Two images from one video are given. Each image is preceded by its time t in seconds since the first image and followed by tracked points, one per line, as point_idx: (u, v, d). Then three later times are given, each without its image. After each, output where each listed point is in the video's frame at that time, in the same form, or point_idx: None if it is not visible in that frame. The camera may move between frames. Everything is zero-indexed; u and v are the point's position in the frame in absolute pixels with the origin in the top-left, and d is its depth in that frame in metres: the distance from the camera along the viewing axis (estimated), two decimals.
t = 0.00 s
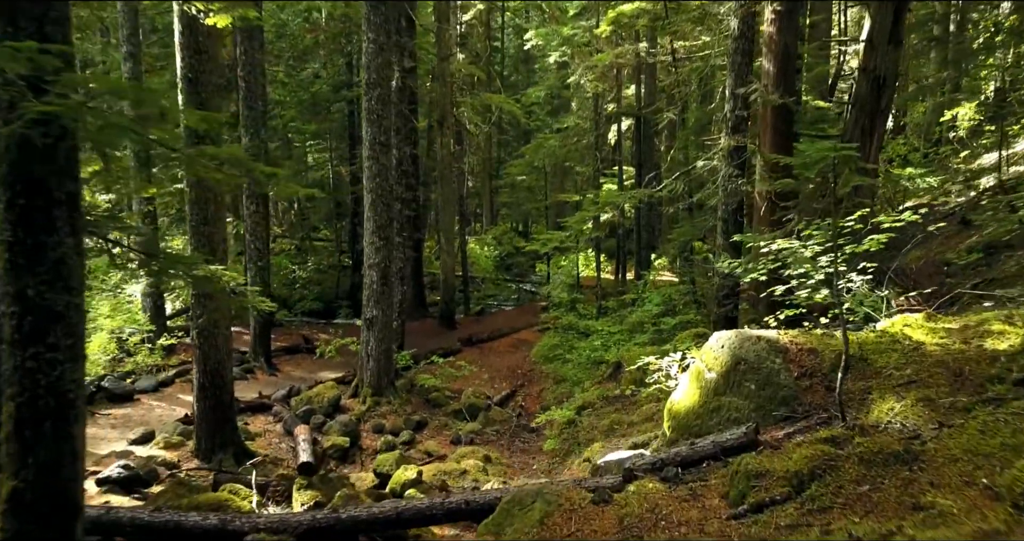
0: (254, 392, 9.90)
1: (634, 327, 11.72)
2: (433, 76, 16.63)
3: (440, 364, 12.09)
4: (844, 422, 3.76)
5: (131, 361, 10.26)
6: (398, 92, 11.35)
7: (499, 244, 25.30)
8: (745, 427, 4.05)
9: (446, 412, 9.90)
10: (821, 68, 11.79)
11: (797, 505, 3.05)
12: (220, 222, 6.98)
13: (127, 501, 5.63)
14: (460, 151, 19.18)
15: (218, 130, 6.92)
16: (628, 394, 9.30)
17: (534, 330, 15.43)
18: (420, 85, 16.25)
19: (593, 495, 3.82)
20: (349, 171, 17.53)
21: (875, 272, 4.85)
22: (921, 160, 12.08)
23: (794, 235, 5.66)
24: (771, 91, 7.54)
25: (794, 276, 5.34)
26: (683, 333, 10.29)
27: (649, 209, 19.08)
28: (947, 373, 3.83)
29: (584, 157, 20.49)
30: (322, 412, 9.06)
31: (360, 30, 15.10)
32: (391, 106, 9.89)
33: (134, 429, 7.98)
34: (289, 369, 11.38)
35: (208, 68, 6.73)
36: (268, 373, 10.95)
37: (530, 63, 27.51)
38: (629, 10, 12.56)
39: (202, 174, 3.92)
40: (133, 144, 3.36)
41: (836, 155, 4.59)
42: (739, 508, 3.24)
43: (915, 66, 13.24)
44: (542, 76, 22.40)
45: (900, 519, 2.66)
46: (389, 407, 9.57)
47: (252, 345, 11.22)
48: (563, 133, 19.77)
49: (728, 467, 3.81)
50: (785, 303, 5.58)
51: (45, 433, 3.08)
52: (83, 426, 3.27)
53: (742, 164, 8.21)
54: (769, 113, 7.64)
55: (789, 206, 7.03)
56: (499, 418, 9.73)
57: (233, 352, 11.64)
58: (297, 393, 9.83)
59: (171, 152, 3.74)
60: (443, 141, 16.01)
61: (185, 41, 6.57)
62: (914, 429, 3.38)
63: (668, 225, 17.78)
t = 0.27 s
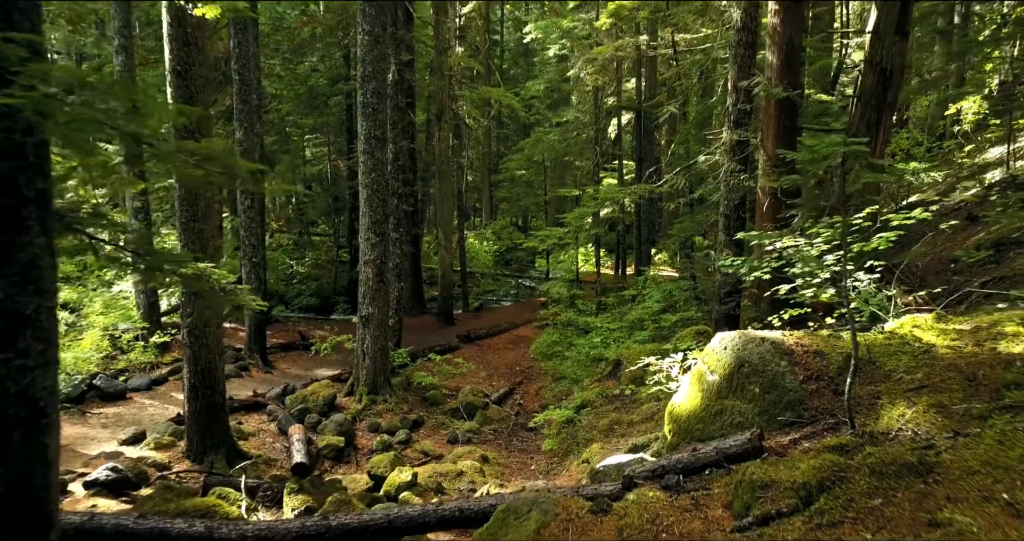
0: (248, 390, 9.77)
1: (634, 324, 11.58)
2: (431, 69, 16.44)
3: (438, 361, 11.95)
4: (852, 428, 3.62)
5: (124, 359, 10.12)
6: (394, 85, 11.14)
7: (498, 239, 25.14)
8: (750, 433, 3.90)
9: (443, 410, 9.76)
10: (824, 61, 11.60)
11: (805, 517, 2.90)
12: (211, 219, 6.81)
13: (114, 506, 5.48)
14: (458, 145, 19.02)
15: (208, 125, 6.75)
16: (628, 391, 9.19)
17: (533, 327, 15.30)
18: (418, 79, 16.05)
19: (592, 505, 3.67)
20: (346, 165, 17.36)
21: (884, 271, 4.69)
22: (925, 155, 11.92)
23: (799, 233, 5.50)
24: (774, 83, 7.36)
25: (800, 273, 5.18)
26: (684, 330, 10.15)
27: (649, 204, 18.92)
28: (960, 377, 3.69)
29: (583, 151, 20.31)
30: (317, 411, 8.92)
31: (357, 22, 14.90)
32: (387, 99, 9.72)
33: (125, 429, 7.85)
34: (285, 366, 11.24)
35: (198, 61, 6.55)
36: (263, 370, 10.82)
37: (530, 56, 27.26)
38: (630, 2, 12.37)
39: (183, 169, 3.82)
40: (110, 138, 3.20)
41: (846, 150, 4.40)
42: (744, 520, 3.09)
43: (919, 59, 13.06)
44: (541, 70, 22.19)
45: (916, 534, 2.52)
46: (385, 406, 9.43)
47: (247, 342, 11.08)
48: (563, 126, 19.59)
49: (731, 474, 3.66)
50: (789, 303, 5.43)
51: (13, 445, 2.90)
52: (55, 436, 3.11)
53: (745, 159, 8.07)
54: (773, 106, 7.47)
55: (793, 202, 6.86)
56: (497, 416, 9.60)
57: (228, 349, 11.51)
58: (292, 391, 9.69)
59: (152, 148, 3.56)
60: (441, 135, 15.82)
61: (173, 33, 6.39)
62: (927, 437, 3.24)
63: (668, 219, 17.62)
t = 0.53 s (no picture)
0: (242, 389, 9.63)
1: (634, 321, 11.42)
2: (429, 63, 16.23)
3: (435, 359, 11.81)
4: (861, 436, 3.47)
5: (116, 357, 10.00)
6: (391, 78, 10.96)
7: (497, 234, 24.96)
8: (755, 440, 3.75)
9: (440, 410, 9.60)
10: (827, 54, 11.40)
11: (814, 532, 2.75)
12: (201, 216, 6.65)
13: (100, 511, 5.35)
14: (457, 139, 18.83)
15: (198, 119, 6.58)
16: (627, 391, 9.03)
17: (531, 323, 15.15)
18: (415, 73, 15.86)
19: (590, 515, 3.51)
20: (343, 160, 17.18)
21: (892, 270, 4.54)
22: (930, 150, 11.73)
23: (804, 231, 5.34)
24: (778, 76, 7.18)
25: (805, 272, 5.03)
26: (684, 328, 9.99)
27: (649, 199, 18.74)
28: (973, 383, 3.54)
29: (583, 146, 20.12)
30: (311, 411, 8.78)
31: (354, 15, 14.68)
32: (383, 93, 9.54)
33: (116, 430, 7.72)
34: (280, 365, 11.10)
35: (187, 52, 6.38)
36: (258, 368, 10.68)
37: (530, 50, 27.04)
38: None
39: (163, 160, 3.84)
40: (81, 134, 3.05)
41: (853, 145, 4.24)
42: (749, 535, 2.94)
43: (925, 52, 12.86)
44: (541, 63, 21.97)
45: None
46: (381, 405, 9.29)
47: (242, 340, 10.94)
48: (562, 121, 19.38)
49: (736, 483, 3.51)
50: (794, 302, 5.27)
51: None
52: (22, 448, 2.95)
53: (747, 154, 7.91)
54: (776, 100, 7.30)
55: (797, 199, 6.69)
56: (495, 415, 9.45)
57: (223, 347, 11.38)
58: (286, 390, 9.55)
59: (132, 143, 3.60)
60: (439, 130, 15.64)
61: (161, 24, 6.21)
62: (941, 447, 3.08)
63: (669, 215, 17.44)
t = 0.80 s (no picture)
0: (235, 388, 9.48)
1: (635, 319, 11.25)
2: (427, 56, 16.01)
3: (433, 356, 11.64)
4: (874, 447, 3.29)
5: (108, 356, 9.89)
6: (387, 71, 10.75)
7: (497, 228, 24.76)
8: (761, 451, 3.58)
9: (437, 409, 9.44)
10: (833, 46, 11.17)
11: None
12: (189, 213, 6.48)
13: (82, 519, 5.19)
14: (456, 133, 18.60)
15: (185, 113, 6.40)
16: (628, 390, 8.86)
17: (531, 320, 14.99)
18: (413, 66, 15.65)
19: (588, 528, 3.31)
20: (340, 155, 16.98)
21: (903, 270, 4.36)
22: (938, 144, 11.51)
23: (810, 230, 5.14)
24: (782, 69, 6.98)
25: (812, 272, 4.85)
26: (686, 326, 9.82)
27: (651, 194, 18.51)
28: (990, 392, 3.37)
29: (583, 140, 19.91)
30: (306, 411, 8.61)
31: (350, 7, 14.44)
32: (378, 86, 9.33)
33: (104, 431, 7.60)
34: (276, 363, 10.94)
35: (173, 44, 6.19)
36: (253, 367, 10.53)
37: (530, 43, 26.80)
38: None
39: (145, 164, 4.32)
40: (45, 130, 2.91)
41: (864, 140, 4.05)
42: None
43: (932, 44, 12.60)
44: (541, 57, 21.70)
45: None
46: (377, 405, 9.12)
47: (237, 338, 10.78)
48: (562, 114, 19.16)
49: (742, 496, 3.34)
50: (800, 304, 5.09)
51: None
52: None
53: (751, 149, 7.71)
54: (781, 93, 7.10)
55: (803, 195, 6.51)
56: (493, 415, 9.28)
57: (218, 345, 11.23)
58: (280, 390, 9.38)
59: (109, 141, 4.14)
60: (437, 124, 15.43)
61: (146, 14, 6.02)
62: (959, 461, 2.92)
63: (670, 209, 17.23)
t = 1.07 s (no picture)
0: (230, 388, 9.36)
1: (636, 317, 11.09)
2: (425, 50, 15.81)
3: (431, 355, 11.50)
4: (885, 457, 3.16)
5: (101, 356, 9.83)
6: (385, 66, 10.59)
7: (498, 224, 24.59)
8: (766, 460, 3.44)
9: (435, 409, 9.30)
10: (838, 39, 10.96)
11: None
12: (180, 211, 6.35)
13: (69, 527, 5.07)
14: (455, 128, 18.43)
15: (175, 109, 6.26)
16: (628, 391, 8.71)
17: (531, 317, 14.85)
18: (412, 61, 15.48)
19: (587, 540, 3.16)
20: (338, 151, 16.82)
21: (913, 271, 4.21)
22: (944, 139, 11.32)
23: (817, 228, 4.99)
24: (787, 63, 6.82)
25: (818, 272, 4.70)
26: (688, 325, 9.67)
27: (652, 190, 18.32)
28: (1007, 400, 3.23)
29: (584, 136, 19.72)
30: (302, 412, 8.49)
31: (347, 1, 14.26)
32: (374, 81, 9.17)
33: (95, 434, 7.56)
34: (273, 362, 10.83)
35: (162, 38, 6.04)
36: (249, 366, 10.41)
37: (530, 38, 26.56)
38: None
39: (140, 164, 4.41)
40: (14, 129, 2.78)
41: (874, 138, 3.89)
42: None
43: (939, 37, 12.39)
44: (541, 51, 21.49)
45: None
46: (374, 405, 8.99)
47: (233, 337, 10.66)
48: (563, 110, 18.97)
49: (746, 508, 3.21)
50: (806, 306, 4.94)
51: None
52: None
53: (754, 145, 7.54)
54: (785, 88, 6.94)
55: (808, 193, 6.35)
56: (492, 415, 9.15)
57: (214, 344, 11.11)
58: (276, 390, 9.25)
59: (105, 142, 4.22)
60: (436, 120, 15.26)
61: (134, 7, 5.88)
62: (975, 475, 2.79)
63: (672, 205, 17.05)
